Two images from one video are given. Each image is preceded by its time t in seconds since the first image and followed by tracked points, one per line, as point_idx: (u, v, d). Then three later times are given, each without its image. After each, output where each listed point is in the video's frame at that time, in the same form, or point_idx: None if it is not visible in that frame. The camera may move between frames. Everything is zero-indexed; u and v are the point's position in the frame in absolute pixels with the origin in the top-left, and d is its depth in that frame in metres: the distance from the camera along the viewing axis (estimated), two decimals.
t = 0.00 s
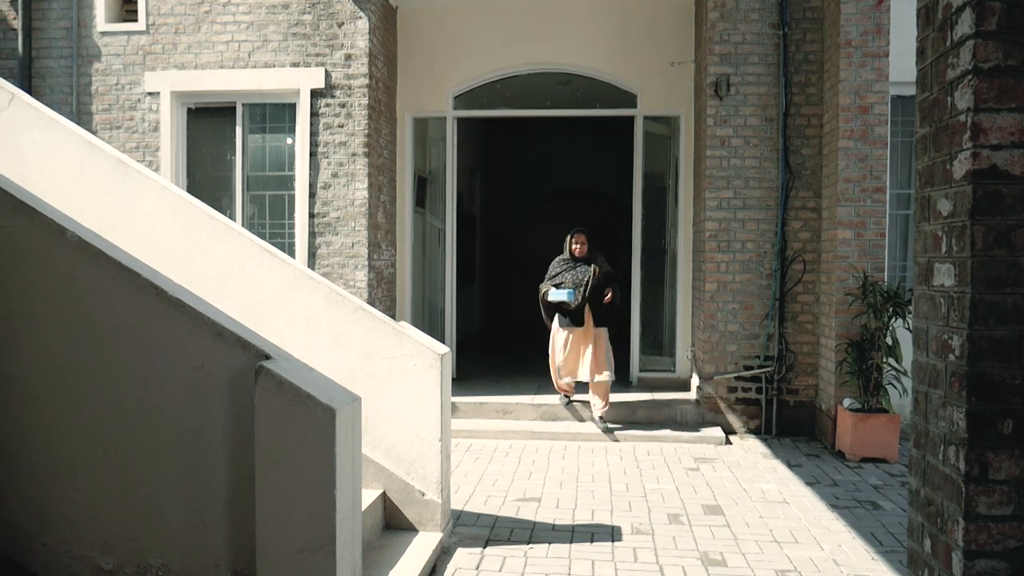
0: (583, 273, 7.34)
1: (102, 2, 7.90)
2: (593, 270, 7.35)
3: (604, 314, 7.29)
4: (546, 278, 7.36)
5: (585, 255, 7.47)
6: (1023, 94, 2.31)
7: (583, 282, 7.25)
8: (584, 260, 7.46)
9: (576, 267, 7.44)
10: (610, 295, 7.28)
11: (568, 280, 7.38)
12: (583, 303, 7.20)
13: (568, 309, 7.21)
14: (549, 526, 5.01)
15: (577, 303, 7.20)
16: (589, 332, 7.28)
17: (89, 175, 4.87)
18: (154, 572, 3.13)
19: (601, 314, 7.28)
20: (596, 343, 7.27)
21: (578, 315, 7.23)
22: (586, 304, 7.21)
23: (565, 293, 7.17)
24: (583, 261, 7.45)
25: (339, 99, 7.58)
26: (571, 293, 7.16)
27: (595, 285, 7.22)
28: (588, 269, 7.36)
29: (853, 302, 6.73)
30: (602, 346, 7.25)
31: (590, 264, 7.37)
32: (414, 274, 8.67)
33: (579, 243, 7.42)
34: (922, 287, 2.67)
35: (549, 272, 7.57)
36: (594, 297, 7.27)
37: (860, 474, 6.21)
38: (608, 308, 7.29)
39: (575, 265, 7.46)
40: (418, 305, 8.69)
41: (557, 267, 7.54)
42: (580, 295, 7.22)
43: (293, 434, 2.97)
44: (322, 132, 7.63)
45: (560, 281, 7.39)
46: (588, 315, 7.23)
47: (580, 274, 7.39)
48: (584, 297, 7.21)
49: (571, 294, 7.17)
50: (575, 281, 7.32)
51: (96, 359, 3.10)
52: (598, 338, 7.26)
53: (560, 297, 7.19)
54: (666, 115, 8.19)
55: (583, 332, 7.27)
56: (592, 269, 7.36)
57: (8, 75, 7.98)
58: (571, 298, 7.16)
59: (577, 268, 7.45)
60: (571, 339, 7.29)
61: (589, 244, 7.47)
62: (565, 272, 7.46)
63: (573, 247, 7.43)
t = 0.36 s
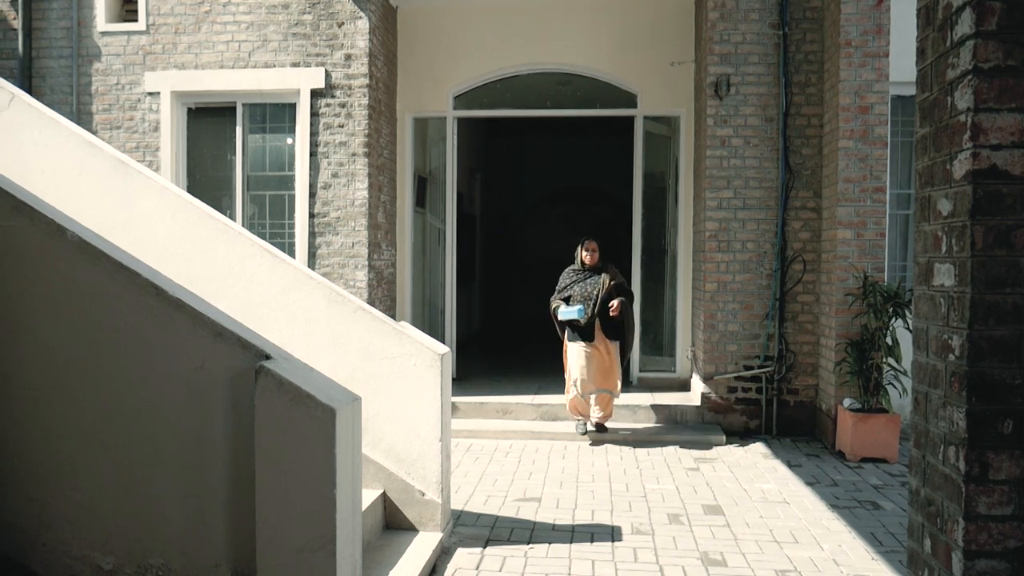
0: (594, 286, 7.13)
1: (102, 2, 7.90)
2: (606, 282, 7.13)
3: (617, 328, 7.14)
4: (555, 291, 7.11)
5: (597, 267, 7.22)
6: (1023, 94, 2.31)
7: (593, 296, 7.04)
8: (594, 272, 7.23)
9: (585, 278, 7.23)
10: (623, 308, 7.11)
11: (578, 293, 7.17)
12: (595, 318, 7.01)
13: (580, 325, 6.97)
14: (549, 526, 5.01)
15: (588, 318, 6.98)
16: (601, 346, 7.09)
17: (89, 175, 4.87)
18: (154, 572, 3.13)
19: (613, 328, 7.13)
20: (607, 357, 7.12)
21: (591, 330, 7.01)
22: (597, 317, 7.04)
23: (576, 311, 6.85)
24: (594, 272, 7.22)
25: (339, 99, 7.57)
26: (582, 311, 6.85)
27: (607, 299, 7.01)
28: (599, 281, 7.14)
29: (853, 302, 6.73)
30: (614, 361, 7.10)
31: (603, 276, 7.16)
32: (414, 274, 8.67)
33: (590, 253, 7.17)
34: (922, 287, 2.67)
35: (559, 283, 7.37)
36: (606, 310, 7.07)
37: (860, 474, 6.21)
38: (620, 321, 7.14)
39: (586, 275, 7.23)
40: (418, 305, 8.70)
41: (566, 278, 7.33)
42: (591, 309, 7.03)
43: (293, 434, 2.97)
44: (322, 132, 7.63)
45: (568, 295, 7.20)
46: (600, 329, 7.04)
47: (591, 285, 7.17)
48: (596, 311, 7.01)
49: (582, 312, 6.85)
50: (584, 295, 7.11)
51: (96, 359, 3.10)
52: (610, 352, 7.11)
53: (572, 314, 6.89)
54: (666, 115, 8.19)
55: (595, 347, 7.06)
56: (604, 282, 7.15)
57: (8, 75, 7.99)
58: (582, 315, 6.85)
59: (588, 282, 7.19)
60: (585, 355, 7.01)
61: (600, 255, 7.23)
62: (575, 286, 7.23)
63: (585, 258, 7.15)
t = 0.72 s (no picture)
0: (597, 296, 6.68)
1: (102, 2, 7.90)
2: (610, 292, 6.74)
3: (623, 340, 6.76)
4: (554, 302, 6.69)
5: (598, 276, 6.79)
6: None
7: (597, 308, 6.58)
8: (597, 281, 6.79)
9: (588, 288, 6.78)
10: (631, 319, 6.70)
11: (580, 304, 6.71)
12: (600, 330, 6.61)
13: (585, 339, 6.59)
14: (549, 526, 5.02)
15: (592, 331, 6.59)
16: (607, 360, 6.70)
17: (89, 175, 4.88)
18: (155, 572, 3.14)
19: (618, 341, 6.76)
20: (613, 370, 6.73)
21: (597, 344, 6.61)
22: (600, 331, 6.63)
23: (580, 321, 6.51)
24: (597, 282, 6.79)
25: (339, 99, 7.57)
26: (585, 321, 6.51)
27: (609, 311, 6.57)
28: (602, 291, 6.71)
29: (853, 302, 6.73)
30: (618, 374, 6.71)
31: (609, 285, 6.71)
32: (414, 273, 8.67)
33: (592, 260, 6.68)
34: (922, 287, 2.67)
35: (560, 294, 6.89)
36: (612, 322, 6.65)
37: (860, 474, 6.21)
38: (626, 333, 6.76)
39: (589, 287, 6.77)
40: (419, 305, 8.70)
41: (568, 288, 6.87)
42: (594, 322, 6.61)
43: (293, 435, 2.97)
44: (322, 132, 7.63)
45: (570, 307, 6.75)
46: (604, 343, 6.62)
47: (594, 296, 6.73)
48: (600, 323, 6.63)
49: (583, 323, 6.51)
50: (586, 307, 6.65)
51: (96, 359, 3.10)
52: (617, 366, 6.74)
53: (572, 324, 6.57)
54: (666, 115, 8.19)
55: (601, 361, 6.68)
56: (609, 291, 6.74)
57: (8, 75, 7.99)
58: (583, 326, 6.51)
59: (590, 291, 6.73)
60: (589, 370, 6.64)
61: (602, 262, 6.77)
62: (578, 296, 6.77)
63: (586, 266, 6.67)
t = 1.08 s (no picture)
0: (602, 299, 6.39)
1: (102, 2, 7.90)
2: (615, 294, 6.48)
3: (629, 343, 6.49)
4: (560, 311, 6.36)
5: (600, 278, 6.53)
6: None
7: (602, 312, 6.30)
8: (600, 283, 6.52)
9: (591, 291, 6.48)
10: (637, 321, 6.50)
11: (582, 309, 6.42)
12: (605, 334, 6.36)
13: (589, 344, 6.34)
14: (550, 526, 5.01)
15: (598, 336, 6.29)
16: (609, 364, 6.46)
17: (90, 175, 4.87)
18: (155, 572, 3.14)
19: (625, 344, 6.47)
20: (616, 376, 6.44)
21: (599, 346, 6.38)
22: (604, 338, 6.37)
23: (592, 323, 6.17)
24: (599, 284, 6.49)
25: (340, 99, 7.57)
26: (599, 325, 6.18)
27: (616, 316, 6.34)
28: (607, 293, 6.40)
29: (854, 302, 6.73)
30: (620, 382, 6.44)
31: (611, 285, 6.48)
32: (415, 273, 8.67)
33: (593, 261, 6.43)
34: (923, 287, 2.66)
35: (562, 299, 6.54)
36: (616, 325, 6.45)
37: (861, 474, 6.20)
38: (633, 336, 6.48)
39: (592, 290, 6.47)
40: (419, 305, 8.70)
41: (567, 292, 6.58)
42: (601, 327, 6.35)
43: (294, 435, 2.97)
44: (323, 132, 7.63)
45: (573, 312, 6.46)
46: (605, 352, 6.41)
47: (598, 299, 6.43)
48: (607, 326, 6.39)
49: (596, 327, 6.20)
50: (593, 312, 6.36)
51: (96, 359, 3.10)
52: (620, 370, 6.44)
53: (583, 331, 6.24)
54: (667, 115, 8.19)
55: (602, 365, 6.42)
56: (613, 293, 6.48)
57: (9, 75, 7.99)
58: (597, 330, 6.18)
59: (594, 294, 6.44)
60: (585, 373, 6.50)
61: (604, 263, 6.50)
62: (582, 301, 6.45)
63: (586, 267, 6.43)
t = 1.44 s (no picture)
0: (605, 305, 6.09)
1: (103, 2, 7.90)
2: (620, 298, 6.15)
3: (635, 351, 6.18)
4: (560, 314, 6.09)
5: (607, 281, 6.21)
6: None
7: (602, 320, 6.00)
8: (606, 287, 6.20)
9: (595, 296, 6.18)
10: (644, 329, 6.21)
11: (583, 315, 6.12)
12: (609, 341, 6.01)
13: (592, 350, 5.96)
14: (550, 526, 5.02)
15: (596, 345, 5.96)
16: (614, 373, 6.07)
17: (90, 175, 4.88)
18: (156, 571, 3.14)
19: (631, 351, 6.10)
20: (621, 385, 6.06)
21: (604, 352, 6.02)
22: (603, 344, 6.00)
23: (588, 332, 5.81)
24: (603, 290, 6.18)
25: (340, 99, 7.57)
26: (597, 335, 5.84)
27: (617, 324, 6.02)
28: (611, 300, 6.10)
29: (854, 302, 6.73)
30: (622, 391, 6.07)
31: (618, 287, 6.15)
32: (415, 273, 8.67)
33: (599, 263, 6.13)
34: (923, 287, 2.67)
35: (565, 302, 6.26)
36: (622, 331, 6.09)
37: (861, 474, 6.21)
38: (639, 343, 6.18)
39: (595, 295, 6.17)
40: (419, 305, 8.70)
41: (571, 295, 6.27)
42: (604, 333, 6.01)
43: (294, 435, 2.97)
44: (323, 132, 7.63)
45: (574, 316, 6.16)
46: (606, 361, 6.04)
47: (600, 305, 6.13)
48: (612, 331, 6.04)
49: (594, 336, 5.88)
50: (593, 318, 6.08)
51: (97, 358, 3.10)
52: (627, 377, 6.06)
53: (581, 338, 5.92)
54: (667, 115, 8.19)
55: (604, 374, 6.04)
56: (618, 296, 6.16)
57: (10, 75, 7.99)
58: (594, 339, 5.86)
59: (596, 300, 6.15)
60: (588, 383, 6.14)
61: (611, 267, 6.20)
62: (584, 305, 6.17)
63: (592, 270, 6.14)
